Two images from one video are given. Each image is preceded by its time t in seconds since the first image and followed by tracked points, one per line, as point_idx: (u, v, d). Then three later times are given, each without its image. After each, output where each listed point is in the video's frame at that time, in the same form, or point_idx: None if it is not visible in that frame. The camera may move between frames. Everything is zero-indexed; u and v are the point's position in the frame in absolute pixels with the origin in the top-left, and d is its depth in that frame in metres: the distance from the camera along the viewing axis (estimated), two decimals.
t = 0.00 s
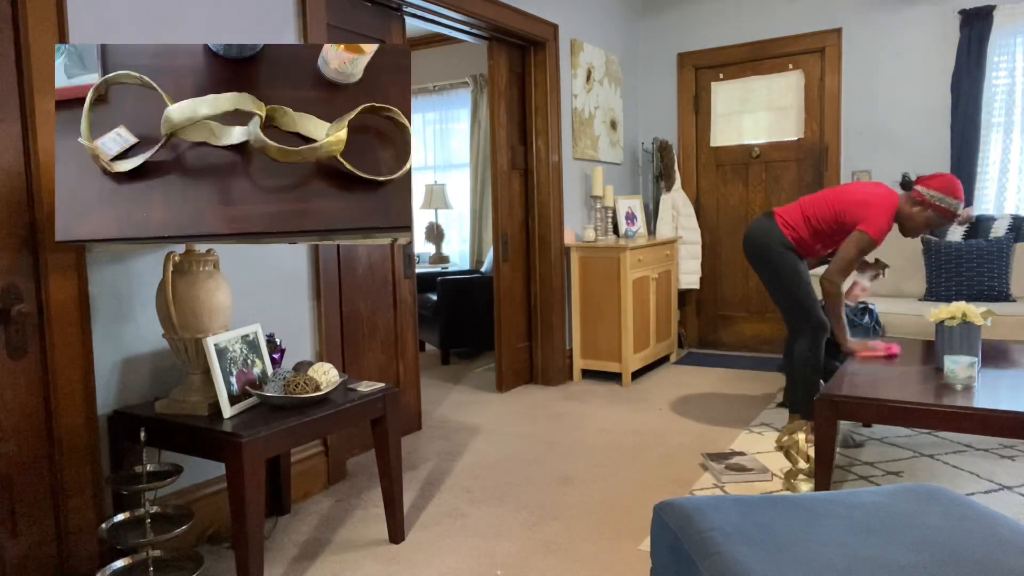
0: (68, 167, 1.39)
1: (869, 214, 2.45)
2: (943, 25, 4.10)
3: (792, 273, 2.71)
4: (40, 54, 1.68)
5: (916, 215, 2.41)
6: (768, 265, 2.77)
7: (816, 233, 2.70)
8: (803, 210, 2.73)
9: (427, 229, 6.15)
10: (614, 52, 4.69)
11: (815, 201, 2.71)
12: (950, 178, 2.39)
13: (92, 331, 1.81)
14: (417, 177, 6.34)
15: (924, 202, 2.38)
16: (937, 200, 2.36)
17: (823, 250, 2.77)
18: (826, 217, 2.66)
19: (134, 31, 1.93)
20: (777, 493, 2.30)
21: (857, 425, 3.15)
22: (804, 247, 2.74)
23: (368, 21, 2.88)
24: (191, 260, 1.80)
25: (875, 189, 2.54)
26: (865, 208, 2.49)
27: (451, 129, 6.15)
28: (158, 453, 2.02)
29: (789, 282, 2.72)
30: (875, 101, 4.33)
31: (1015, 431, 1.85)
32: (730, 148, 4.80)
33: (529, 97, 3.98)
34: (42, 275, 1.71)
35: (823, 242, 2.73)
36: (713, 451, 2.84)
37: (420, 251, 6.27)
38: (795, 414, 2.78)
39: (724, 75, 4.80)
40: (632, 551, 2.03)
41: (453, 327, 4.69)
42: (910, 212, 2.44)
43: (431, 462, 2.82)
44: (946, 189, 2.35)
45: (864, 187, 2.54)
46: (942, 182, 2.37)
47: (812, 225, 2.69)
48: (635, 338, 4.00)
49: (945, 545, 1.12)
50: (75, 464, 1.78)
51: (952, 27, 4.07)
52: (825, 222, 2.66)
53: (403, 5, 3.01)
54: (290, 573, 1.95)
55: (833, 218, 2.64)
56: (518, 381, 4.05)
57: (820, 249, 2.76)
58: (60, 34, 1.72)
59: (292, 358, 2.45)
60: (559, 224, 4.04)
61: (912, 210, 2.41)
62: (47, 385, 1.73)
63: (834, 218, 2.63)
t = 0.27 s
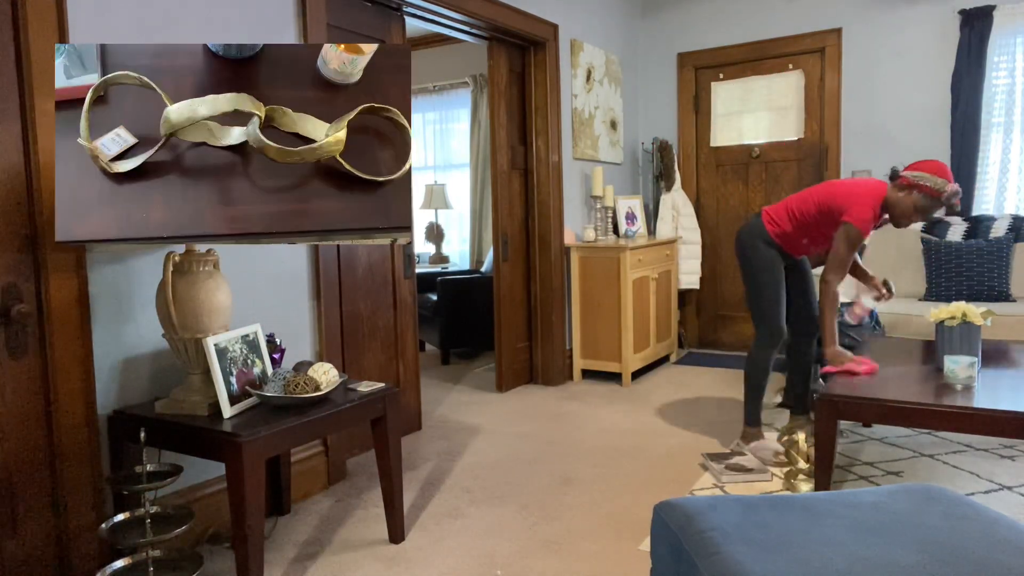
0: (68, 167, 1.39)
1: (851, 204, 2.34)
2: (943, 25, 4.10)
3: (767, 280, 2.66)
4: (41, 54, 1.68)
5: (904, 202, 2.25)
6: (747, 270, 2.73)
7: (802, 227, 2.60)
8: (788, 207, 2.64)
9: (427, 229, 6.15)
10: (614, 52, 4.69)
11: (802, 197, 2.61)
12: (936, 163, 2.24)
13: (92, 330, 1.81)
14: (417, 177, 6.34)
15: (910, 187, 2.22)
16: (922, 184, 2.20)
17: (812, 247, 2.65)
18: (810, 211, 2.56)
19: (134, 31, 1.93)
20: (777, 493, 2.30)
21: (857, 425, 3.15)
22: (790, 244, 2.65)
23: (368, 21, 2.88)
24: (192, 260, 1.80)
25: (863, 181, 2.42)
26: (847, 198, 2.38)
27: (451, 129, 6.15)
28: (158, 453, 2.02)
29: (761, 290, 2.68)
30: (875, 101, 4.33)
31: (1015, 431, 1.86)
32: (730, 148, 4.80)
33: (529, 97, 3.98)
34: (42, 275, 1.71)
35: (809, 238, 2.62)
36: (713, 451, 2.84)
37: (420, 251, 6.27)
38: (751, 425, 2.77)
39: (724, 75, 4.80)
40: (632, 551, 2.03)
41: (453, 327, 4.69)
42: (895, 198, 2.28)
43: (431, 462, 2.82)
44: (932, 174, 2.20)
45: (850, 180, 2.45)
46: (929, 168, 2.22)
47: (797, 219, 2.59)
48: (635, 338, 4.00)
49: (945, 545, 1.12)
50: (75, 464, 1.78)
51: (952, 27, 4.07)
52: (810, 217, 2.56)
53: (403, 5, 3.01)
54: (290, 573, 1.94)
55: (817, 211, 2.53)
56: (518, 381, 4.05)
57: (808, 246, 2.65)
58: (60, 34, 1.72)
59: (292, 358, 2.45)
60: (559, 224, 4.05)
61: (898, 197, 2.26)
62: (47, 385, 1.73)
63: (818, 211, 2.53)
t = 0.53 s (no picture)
0: (66, 167, 1.39)
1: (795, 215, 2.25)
2: (943, 25, 4.09)
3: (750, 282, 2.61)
4: (40, 54, 1.68)
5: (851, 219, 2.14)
6: (729, 272, 2.66)
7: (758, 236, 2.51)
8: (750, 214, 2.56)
9: (427, 229, 6.15)
10: (614, 52, 4.69)
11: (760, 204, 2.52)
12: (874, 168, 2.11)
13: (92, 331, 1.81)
14: (417, 177, 6.34)
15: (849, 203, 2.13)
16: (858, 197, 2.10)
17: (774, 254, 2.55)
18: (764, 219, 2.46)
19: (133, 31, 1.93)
20: (777, 493, 2.30)
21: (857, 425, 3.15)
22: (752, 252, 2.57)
23: (368, 21, 2.88)
24: (192, 259, 1.80)
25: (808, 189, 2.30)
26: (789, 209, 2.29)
27: (451, 129, 6.15)
28: (158, 453, 2.02)
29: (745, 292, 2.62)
30: (875, 101, 4.33)
31: (1015, 431, 1.86)
32: (730, 148, 4.80)
33: (529, 97, 3.98)
34: (42, 275, 1.71)
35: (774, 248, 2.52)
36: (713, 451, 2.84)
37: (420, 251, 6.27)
38: (750, 430, 2.73)
39: (723, 75, 4.80)
40: (632, 551, 2.03)
41: (453, 327, 4.69)
42: (841, 214, 2.17)
43: (431, 462, 2.82)
44: (868, 188, 2.09)
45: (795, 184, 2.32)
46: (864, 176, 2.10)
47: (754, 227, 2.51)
48: (635, 338, 4.00)
49: (945, 545, 1.12)
50: (75, 464, 1.78)
51: (952, 27, 4.07)
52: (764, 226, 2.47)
53: (403, 5, 3.01)
54: (291, 573, 1.95)
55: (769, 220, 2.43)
56: (518, 381, 4.05)
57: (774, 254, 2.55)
58: (60, 33, 1.72)
59: (292, 358, 2.45)
60: (559, 224, 4.05)
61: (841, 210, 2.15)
62: (47, 385, 1.73)
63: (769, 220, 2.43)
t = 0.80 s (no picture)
0: (66, 167, 1.39)
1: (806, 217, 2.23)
2: (943, 25, 4.09)
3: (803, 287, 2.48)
4: (41, 54, 1.68)
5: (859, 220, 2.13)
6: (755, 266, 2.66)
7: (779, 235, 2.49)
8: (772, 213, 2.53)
9: (427, 229, 6.15)
10: (614, 52, 4.69)
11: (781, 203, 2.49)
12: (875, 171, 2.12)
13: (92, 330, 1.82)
14: (417, 177, 6.34)
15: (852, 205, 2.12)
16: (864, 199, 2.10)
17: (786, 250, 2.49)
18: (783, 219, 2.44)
19: (133, 31, 1.93)
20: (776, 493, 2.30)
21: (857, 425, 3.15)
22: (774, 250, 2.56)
23: (367, 21, 2.88)
24: (192, 259, 1.80)
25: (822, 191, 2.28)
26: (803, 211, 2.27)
27: (451, 129, 6.15)
28: (158, 453, 2.02)
29: (787, 296, 2.55)
30: (875, 101, 4.33)
31: (1015, 431, 1.86)
32: (730, 148, 4.80)
33: (529, 97, 3.98)
34: (42, 274, 1.71)
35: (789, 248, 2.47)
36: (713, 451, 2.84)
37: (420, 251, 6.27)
38: (756, 430, 2.79)
39: (723, 75, 4.80)
40: (632, 551, 2.03)
41: (453, 328, 4.69)
42: (842, 220, 2.18)
43: (431, 462, 2.82)
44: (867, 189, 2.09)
45: (804, 192, 2.35)
46: (869, 178, 2.10)
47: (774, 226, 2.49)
48: (635, 338, 4.00)
49: (944, 545, 1.13)
50: (75, 464, 1.78)
51: (952, 27, 4.07)
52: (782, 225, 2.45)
53: (403, 5, 3.01)
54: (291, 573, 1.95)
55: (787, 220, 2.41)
56: (518, 381, 4.05)
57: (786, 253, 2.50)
58: (61, 33, 1.72)
59: (292, 358, 2.45)
60: (559, 224, 4.05)
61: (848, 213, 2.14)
62: (47, 385, 1.73)
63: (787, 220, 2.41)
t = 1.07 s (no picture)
0: (67, 167, 1.40)
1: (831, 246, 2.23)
2: (943, 25, 4.09)
3: (830, 288, 2.52)
4: (41, 54, 1.68)
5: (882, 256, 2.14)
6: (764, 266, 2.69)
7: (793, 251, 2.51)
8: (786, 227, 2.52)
9: (427, 229, 6.15)
10: (614, 52, 4.69)
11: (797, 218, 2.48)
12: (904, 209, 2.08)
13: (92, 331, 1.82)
14: (417, 177, 6.34)
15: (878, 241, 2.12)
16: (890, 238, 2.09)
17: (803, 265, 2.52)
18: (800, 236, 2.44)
19: (134, 30, 1.93)
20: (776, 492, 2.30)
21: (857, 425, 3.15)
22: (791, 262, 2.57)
23: (367, 21, 2.88)
24: (192, 259, 1.80)
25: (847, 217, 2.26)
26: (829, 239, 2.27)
27: (451, 129, 6.15)
28: (158, 453, 2.02)
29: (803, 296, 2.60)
30: (875, 101, 4.33)
31: (1015, 431, 1.86)
32: (730, 148, 4.80)
33: (529, 98, 3.98)
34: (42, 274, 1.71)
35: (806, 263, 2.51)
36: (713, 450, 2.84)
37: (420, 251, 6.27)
38: (756, 430, 2.80)
39: (723, 75, 4.80)
40: (632, 550, 2.03)
41: (453, 328, 4.69)
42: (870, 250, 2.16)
43: (431, 461, 2.82)
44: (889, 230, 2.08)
45: (821, 216, 2.35)
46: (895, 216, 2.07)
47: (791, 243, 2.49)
48: (635, 338, 4.00)
49: (944, 545, 1.12)
50: (75, 464, 1.78)
51: (952, 27, 4.07)
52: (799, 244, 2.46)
53: (403, 5, 3.01)
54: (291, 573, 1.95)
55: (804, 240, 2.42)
56: (518, 381, 4.05)
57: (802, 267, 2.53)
58: (61, 33, 1.72)
59: (292, 358, 2.45)
60: (559, 224, 4.05)
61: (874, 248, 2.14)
62: (47, 385, 1.73)
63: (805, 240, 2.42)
